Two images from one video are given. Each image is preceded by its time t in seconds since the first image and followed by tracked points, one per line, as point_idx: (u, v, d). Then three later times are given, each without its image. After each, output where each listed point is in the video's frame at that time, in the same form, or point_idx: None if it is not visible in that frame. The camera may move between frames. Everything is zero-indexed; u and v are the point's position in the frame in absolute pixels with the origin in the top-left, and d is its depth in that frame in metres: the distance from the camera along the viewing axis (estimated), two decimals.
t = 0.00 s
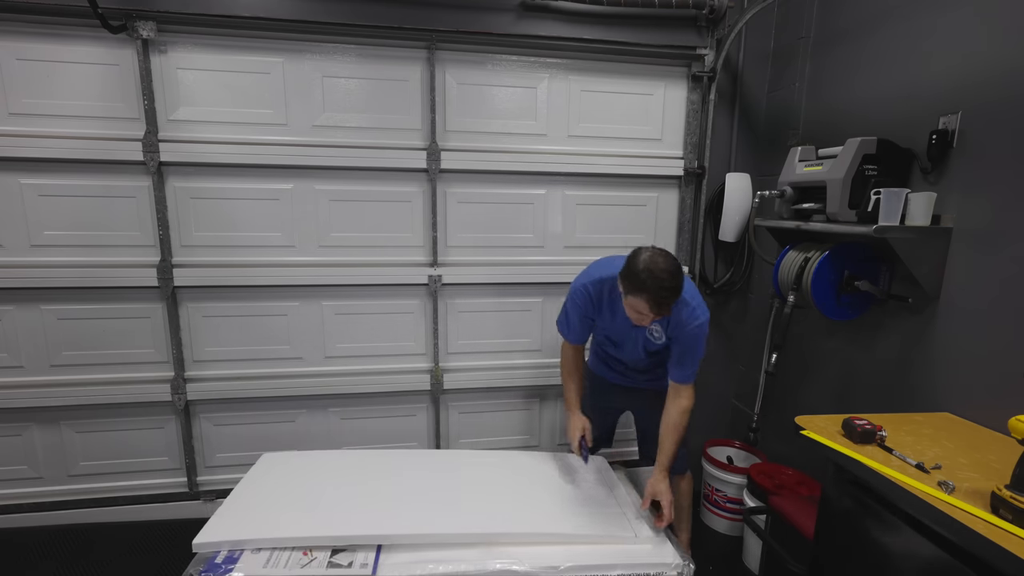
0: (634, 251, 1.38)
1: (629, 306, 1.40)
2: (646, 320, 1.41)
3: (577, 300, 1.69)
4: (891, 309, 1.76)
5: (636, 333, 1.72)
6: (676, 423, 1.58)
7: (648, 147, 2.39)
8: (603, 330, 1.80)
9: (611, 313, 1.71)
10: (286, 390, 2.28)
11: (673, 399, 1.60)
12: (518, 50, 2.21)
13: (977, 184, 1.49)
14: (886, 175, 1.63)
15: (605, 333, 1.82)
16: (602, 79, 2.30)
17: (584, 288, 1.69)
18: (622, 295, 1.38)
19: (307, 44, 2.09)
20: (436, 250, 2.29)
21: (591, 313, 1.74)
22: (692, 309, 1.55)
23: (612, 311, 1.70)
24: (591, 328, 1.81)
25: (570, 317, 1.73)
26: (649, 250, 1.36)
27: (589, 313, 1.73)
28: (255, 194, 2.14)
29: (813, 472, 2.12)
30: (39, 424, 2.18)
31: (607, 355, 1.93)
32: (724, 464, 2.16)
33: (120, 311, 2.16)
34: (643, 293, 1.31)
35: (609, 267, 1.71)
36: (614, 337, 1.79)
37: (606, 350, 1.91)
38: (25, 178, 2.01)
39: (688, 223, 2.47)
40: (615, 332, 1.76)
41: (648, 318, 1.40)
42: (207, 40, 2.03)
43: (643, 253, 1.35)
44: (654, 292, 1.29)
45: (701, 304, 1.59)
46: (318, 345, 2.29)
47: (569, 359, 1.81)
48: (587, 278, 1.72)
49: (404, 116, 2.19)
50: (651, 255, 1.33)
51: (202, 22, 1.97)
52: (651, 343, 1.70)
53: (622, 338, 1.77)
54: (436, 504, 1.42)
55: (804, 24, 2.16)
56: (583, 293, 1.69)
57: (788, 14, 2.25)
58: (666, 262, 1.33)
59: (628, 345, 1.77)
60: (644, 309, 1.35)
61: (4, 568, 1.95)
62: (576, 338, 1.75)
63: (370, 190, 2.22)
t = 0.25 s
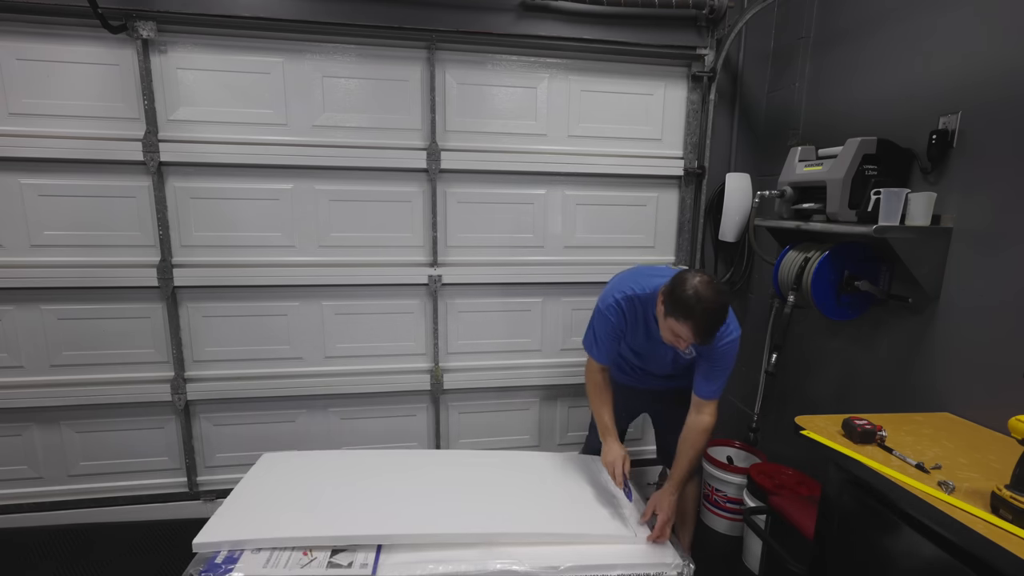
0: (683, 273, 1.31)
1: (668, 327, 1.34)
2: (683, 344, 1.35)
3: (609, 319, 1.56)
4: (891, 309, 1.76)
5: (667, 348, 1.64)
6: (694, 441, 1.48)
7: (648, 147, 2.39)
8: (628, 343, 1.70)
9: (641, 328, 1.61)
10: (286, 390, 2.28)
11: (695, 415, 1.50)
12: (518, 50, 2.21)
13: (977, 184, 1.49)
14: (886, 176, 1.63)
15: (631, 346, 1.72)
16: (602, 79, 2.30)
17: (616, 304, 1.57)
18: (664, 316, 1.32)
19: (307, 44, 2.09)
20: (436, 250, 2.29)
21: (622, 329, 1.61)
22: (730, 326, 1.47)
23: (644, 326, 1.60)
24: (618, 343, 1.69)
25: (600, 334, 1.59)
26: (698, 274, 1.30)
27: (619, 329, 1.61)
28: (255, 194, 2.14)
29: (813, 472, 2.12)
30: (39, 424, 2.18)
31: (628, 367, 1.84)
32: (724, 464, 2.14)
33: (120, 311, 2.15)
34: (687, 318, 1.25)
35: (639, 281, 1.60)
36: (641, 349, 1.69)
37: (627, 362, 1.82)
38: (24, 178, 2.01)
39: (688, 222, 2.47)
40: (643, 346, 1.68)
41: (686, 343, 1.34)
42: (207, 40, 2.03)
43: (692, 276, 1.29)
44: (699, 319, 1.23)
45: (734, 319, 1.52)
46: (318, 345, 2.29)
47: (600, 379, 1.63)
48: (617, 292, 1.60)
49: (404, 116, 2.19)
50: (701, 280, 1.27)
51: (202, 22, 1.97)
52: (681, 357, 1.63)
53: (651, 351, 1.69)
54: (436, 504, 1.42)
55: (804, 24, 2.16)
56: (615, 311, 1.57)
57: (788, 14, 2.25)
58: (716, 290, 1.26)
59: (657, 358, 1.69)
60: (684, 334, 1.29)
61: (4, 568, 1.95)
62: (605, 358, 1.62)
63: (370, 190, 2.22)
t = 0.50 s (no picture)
0: (705, 289, 1.29)
1: (684, 343, 1.32)
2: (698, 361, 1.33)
3: (620, 332, 1.54)
4: (891, 309, 1.76)
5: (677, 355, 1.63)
6: (698, 446, 1.46)
7: (648, 147, 2.39)
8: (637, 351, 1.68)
9: (651, 337, 1.60)
10: (285, 390, 2.28)
11: (701, 420, 1.48)
12: (518, 50, 2.21)
13: (977, 184, 1.49)
14: (886, 175, 1.63)
15: (640, 354, 1.70)
16: (602, 79, 2.30)
17: (627, 317, 1.54)
18: (681, 332, 1.30)
19: (307, 44, 2.09)
20: (436, 250, 2.29)
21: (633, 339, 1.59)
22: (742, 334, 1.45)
23: (654, 335, 1.58)
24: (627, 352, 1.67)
25: (610, 346, 1.56)
26: (720, 292, 1.28)
27: (629, 340, 1.58)
28: (255, 194, 2.14)
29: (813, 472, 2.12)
30: (39, 424, 2.18)
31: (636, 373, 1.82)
32: (724, 464, 2.13)
33: (120, 311, 2.16)
34: (706, 336, 1.24)
35: (650, 291, 1.57)
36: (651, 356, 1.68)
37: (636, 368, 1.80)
38: (25, 178, 2.01)
39: (688, 222, 2.46)
40: (653, 353, 1.66)
41: (700, 359, 1.33)
42: (207, 40, 2.03)
43: (715, 293, 1.27)
44: (719, 339, 1.22)
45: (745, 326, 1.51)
46: (318, 345, 2.29)
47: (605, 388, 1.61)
48: (627, 303, 1.57)
49: (404, 116, 2.19)
50: (724, 298, 1.26)
51: (202, 22, 1.97)
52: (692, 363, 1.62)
53: (661, 358, 1.68)
54: (437, 503, 1.43)
55: (804, 24, 2.16)
56: (626, 323, 1.54)
57: (788, 14, 2.25)
58: (737, 310, 1.25)
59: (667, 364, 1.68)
60: (700, 351, 1.28)
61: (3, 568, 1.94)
62: (615, 369, 1.59)
63: (370, 190, 2.22)
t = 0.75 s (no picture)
0: (713, 298, 1.30)
1: (690, 351, 1.32)
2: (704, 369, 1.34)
3: (623, 337, 1.53)
4: (891, 309, 1.76)
5: (680, 361, 1.62)
6: (702, 449, 1.44)
7: (648, 147, 2.40)
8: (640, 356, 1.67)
9: (655, 342, 1.59)
10: (285, 390, 2.28)
11: (705, 423, 1.46)
12: (518, 50, 2.21)
13: (976, 185, 1.49)
14: (886, 176, 1.63)
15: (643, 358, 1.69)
16: (602, 79, 2.30)
17: (631, 321, 1.53)
18: (688, 340, 1.30)
19: (307, 44, 2.09)
20: (436, 250, 2.29)
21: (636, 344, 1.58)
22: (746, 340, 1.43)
23: (657, 340, 1.57)
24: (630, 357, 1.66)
25: (613, 350, 1.56)
26: (729, 303, 1.28)
27: (632, 345, 1.57)
28: (256, 194, 2.14)
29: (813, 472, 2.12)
30: (39, 424, 2.17)
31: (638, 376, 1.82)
32: (724, 464, 2.13)
33: (120, 311, 2.16)
34: (713, 345, 1.23)
35: (656, 297, 1.56)
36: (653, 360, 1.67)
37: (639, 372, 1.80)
38: (24, 178, 2.01)
39: (688, 222, 2.47)
40: (655, 358, 1.66)
41: (705, 369, 1.33)
42: (207, 40, 2.03)
43: (724, 303, 1.27)
44: (725, 349, 1.22)
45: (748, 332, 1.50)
46: (318, 345, 2.29)
47: (606, 393, 1.60)
48: (631, 307, 1.57)
49: (404, 116, 2.19)
50: (732, 309, 1.26)
51: (202, 22, 1.97)
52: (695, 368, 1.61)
53: (663, 363, 1.67)
54: (438, 499, 1.42)
55: (804, 24, 2.16)
56: (630, 328, 1.54)
57: (788, 15, 2.25)
58: (745, 321, 1.25)
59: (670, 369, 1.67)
60: (706, 360, 1.28)
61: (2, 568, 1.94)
62: (617, 373, 1.59)
63: (370, 190, 2.22)
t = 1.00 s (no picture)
0: (717, 300, 1.29)
1: (693, 354, 1.32)
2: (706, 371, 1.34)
3: (624, 339, 1.53)
4: (891, 309, 1.76)
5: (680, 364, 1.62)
6: (702, 452, 1.45)
7: (648, 147, 2.40)
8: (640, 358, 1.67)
9: (656, 344, 1.59)
10: (285, 390, 2.28)
11: (705, 427, 1.45)
12: (518, 50, 2.21)
13: (976, 184, 1.49)
14: (886, 176, 1.63)
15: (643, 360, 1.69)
16: (602, 79, 2.30)
17: (632, 324, 1.53)
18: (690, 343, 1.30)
19: (307, 44, 2.09)
20: (436, 250, 2.29)
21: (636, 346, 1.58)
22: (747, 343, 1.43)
23: (658, 343, 1.57)
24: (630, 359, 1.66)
25: (613, 352, 1.56)
26: (732, 305, 1.28)
27: (632, 347, 1.57)
28: (256, 194, 2.14)
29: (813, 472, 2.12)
30: (39, 424, 2.17)
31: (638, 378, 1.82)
32: (724, 464, 2.13)
33: (120, 311, 2.16)
34: (717, 348, 1.24)
35: (657, 300, 1.56)
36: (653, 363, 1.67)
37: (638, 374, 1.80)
38: (24, 178, 2.01)
39: (688, 222, 2.46)
40: (656, 360, 1.65)
41: (708, 370, 1.34)
42: (207, 40, 2.03)
43: (726, 305, 1.27)
44: (729, 352, 1.22)
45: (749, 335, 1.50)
46: (318, 345, 2.29)
47: (606, 395, 1.60)
48: (632, 310, 1.57)
49: (404, 116, 2.19)
50: (736, 312, 1.26)
51: (202, 22, 1.97)
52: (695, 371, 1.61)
53: (664, 366, 1.67)
54: (437, 501, 1.42)
55: (804, 24, 2.16)
56: (631, 330, 1.54)
57: (788, 15, 2.25)
58: (749, 324, 1.25)
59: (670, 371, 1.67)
60: (709, 363, 1.28)
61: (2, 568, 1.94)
62: (617, 376, 1.59)
63: (370, 190, 2.22)
